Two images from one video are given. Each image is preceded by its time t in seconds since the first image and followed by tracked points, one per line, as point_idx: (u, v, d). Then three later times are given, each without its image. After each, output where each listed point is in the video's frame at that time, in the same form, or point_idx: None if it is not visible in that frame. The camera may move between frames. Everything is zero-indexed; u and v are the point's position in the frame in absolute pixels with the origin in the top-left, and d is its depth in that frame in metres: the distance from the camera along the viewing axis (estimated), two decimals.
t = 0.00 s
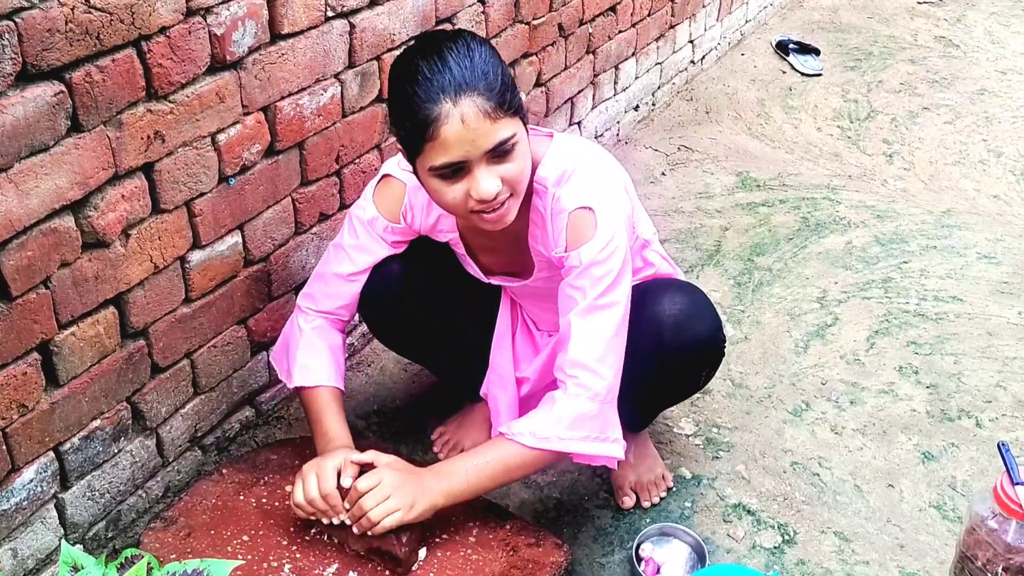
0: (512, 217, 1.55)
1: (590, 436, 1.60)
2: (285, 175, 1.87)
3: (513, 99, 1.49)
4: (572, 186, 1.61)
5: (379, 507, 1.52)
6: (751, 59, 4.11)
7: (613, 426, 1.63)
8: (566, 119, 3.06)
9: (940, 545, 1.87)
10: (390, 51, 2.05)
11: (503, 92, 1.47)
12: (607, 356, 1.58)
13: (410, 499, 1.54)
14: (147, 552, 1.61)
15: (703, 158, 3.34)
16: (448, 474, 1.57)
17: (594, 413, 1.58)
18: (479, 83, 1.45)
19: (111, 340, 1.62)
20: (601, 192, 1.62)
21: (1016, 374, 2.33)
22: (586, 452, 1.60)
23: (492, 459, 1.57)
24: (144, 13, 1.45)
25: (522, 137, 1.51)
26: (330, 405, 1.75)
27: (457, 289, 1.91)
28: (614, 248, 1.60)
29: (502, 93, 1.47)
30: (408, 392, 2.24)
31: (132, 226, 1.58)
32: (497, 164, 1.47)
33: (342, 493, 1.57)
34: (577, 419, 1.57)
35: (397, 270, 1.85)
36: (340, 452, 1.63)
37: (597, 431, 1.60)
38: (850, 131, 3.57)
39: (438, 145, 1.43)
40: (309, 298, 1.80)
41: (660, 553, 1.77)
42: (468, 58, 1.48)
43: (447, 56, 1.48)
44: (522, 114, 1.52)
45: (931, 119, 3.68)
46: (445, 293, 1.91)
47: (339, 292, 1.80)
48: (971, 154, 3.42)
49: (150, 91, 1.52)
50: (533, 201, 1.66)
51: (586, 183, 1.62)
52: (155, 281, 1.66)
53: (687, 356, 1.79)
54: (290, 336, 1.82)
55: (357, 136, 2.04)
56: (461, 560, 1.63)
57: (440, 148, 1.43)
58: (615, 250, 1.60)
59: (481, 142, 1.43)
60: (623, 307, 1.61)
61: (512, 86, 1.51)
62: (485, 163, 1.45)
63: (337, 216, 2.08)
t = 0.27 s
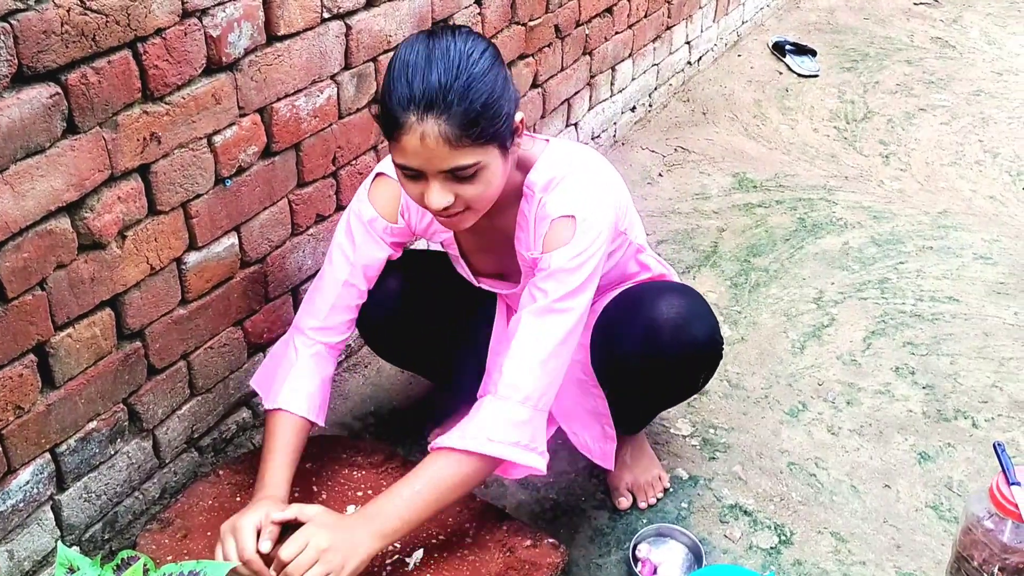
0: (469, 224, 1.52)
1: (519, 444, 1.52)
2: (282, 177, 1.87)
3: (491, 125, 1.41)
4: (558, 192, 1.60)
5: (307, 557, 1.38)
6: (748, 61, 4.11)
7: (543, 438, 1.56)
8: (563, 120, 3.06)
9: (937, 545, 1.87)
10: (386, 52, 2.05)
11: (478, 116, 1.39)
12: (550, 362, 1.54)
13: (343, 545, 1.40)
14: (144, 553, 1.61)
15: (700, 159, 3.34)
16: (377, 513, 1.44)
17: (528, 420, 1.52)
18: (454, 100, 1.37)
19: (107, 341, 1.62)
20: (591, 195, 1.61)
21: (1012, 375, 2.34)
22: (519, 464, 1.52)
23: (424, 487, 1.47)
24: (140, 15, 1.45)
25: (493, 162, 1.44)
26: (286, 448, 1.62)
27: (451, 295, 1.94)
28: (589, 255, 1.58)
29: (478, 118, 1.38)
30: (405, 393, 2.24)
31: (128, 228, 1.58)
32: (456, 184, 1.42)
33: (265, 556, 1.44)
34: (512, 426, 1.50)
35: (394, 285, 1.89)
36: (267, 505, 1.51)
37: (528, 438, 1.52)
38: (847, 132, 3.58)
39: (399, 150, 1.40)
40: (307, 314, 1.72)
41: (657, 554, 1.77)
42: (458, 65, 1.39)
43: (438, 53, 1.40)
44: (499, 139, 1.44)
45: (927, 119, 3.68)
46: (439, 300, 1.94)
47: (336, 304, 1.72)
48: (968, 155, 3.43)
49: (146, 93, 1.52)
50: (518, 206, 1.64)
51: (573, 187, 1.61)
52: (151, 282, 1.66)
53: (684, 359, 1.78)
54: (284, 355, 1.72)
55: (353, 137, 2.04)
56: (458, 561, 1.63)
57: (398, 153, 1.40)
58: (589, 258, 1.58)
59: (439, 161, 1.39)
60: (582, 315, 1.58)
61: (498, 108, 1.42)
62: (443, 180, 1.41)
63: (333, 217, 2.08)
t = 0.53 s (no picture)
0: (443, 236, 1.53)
1: (577, 449, 1.59)
2: (282, 178, 1.88)
3: (463, 145, 1.40)
4: (551, 201, 1.59)
5: (367, 510, 1.53)
6: (747, 62, 4.12)
7: (603, 439, 1.63)
8: (562, 122, 3.06)
9: (937, 546, 1.87)
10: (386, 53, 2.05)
11: (450, 136, 1.38)
12: (595, 372, 1.58)
13: (401, 505, 1.54)
14: (144, 554, 1.61)
15: (699, 160, 3.34)
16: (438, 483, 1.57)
17: (586, 428, 1.58)
18: (425, 118, 1.36)
19: (107, 342, 1.62)
20: (584, 206, 1.60)
21: (1011, 375, 2.34)
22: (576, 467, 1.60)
23: (483, 470, 1.57)
24: (139, 16, 1.45)
25: (465, 180, 1.43)
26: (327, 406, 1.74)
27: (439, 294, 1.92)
28: (600, 261, 1.58)
29: (448, 138, 1.37)
30: (405, 394, 2.24)
31: (128, 229, 1.58)
32: (424, 198, 1.43)
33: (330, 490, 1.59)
34: (559, 433, 1.57)
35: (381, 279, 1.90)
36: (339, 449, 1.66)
37: (586, 444, 1.60)
38: (846, 132, 3.58)
39: (371, 159, 1.41)
40: (297, 302, 1.80)
41: (657, 554, 1.77)
42: (436, 79, 1.38)
43: (419, 63, 1.39)
44: (472, 159, 1.43)
45: (926, 120, 3.68)
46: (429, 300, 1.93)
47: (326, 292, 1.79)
48: (967, 156, 3.43)
49: (146, 94, 1.52)
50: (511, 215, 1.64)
51: (566, 196, 1.60)
52: (151, 283, 1.66)
53: (678, 373, 1.80)
54: (284, 343, 1.82)
55: (353, 138, 2.04)
56: (459, 562, 1.63)
57: (370, 160, 1.42)
58: (601, 264, 1.58)
59: (405, 176, 1.40)
60: (609, 322, 1.60)
61: (472, 127, 1.40)
62: (411, 194, 1.42)
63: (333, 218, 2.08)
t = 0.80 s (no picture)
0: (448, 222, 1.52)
1: (498, 435, 1.51)
2: (282, 178, 1.88)
3: (471, 134, 1.40)
4: (550, 188, 1.60)
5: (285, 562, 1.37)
6: (746, 62, 4.12)
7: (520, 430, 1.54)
8: (562, 122, 3.06)
9: (937, 546, 1.87)
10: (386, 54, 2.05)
11: (458, 124, 1.38)
12: (534, 356, 1.53)
13: (324, 548, 1.38)
14: (144, 555, 1.60)
15: (699, 161, 3.34)
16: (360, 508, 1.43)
17: (508, 412, 1.51)
18: (435, 106, 1.36)
19: (107, 343, 1.62)
20: (580, 192, 1.61)
21: (1011, 375, 2.34)
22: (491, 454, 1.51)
23: (403, 483, 1.45)
24: (140, 17, 1.45)
25: (473, 166, 1.44)
26: (280, 440, 1.63)
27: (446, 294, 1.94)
28: (582, 248, 1.58)
29: (458, 125, 1.38)
30: (405, 394, 2.24)
31: (128, 229, 1.58)
32: (431, 184, 1.43)
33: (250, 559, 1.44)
34: (487, 416, 1.49)
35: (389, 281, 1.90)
36: (255, 507, 1.52)
37: (505, 430, 1.52)
38: (846, 133, 3.58)
39: (380, 145, 1.41)
40: (307, 310, 1.71)
41: (658, 555, 1.77)
42: (446, 67, 1.38)
43: (429, 50, 1.38)
44: (481, 147, 1.43)
45: (926, 120, 3.68)
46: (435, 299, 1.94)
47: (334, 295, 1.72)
48: (966, 156, 3.43)
49: (146, 94, 1.52)
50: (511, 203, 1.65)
51: (565, 184, 1.61)
52: (151, 284, 1.66)
53: (678, 361, 1.78)
54: (277, 356, 1.71)
55: (353, 139, 2.04)
56: (459, 562, 1.63)
57: (378, 146, 1.41)
58: (579, 253, 1.58)
59: (415, 161, 1.39)
60: (568, 309, 1.58)
61: (481, 114, 1.41)
62: (420, 179, 1.42)
63: (333, 219, 2.08)
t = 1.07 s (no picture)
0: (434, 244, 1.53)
1: (571, 457, 1.59)
2: (282, 180, 1.87)
3: (454, 158, 1.40)
4: (543, 209, 1.59)
5: (362, 510, 1.52)
6: (746, 63, 4.12)
7: (598, 447, 1.63)
8: (562, 123, 3.06)
9: (938, 547, 1.87)
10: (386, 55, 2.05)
11: (441, 149, 1.37)
12: (589, 381, 1.58)
13: (402, 508, 1.53)
14: (145, 557, 1.60)
15: (700, 162, 3.34)
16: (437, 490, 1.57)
17: (582, 436, 1.59)
18: (417, 132, 1.36)
19: (108, 345, 1.62)
20: (574, 214, 1.60)
21: (1012, 376, 2.34)
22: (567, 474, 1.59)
23: (480, 479, 1.57)
24: (140, 19, 1.45)
25: (457, 191, 1.44)
26: (329, 414, 1.76)
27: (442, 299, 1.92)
28: (589, 270, 1.58)
29: (440, 151, 1.37)
30: (406, 396, 2.24)
31: (129, 231, 1.58)
32: (415, 209, 1.43)
33: (334, 486, 1.59)
34: (556, 441, 1.57)
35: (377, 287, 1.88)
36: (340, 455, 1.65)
37: (580, 451, 1.60)
38: (846, 134, 3.58)
39: (362, 171, 1.41)
40: (297, 311, 1.83)
41: (658, 557, 1.77)
42: (428, 92, 1.37)
43: (411, 75, 1.38)
44: (464, 171, 1.43)
45: (926, 122, 3.68)
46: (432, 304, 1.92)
47: (319, 295, 1.82)
48: (967, 157, 3.43)
49: (147, 96, 1.52)
50: (505, 224, 1.63)
51: (558, 204, 1.60)
52: (152, 286, 1.66)
53: (672, 376, 1.79)
54: (285, 354, 1.84)
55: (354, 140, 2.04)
56: (459, 564, 1.63)
57: (361, 173, 1.41)
58: (592, 274, 1.58)
59: (396, 187, 1.39)
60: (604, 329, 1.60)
61: (464, 140, 1.41)
62: (403, 205, 1.42)
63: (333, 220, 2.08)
